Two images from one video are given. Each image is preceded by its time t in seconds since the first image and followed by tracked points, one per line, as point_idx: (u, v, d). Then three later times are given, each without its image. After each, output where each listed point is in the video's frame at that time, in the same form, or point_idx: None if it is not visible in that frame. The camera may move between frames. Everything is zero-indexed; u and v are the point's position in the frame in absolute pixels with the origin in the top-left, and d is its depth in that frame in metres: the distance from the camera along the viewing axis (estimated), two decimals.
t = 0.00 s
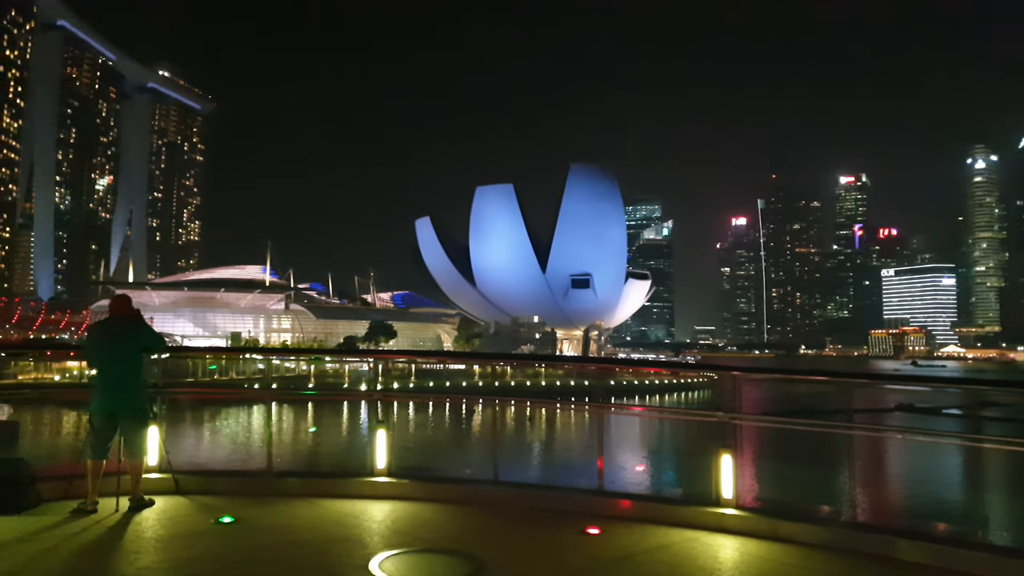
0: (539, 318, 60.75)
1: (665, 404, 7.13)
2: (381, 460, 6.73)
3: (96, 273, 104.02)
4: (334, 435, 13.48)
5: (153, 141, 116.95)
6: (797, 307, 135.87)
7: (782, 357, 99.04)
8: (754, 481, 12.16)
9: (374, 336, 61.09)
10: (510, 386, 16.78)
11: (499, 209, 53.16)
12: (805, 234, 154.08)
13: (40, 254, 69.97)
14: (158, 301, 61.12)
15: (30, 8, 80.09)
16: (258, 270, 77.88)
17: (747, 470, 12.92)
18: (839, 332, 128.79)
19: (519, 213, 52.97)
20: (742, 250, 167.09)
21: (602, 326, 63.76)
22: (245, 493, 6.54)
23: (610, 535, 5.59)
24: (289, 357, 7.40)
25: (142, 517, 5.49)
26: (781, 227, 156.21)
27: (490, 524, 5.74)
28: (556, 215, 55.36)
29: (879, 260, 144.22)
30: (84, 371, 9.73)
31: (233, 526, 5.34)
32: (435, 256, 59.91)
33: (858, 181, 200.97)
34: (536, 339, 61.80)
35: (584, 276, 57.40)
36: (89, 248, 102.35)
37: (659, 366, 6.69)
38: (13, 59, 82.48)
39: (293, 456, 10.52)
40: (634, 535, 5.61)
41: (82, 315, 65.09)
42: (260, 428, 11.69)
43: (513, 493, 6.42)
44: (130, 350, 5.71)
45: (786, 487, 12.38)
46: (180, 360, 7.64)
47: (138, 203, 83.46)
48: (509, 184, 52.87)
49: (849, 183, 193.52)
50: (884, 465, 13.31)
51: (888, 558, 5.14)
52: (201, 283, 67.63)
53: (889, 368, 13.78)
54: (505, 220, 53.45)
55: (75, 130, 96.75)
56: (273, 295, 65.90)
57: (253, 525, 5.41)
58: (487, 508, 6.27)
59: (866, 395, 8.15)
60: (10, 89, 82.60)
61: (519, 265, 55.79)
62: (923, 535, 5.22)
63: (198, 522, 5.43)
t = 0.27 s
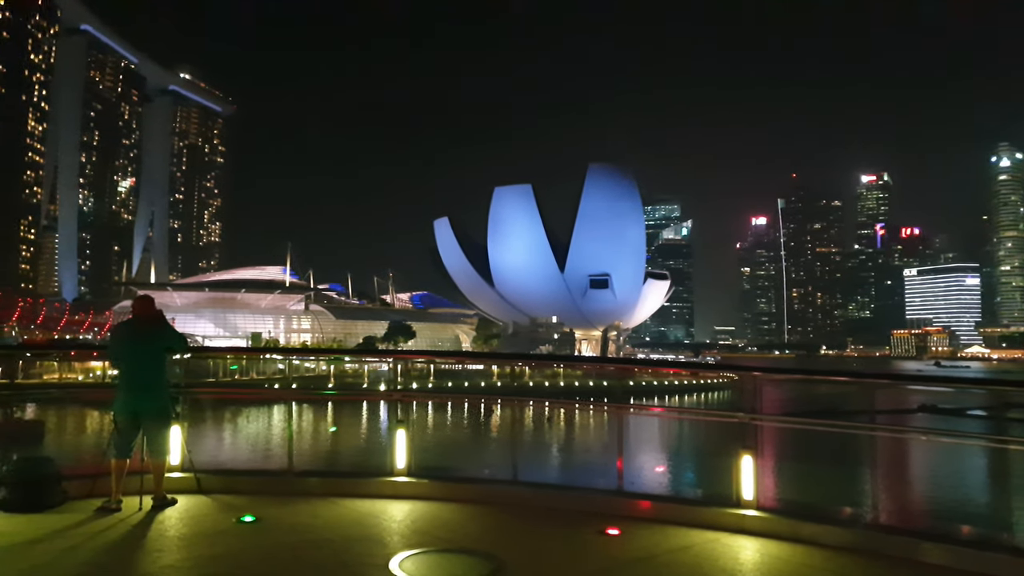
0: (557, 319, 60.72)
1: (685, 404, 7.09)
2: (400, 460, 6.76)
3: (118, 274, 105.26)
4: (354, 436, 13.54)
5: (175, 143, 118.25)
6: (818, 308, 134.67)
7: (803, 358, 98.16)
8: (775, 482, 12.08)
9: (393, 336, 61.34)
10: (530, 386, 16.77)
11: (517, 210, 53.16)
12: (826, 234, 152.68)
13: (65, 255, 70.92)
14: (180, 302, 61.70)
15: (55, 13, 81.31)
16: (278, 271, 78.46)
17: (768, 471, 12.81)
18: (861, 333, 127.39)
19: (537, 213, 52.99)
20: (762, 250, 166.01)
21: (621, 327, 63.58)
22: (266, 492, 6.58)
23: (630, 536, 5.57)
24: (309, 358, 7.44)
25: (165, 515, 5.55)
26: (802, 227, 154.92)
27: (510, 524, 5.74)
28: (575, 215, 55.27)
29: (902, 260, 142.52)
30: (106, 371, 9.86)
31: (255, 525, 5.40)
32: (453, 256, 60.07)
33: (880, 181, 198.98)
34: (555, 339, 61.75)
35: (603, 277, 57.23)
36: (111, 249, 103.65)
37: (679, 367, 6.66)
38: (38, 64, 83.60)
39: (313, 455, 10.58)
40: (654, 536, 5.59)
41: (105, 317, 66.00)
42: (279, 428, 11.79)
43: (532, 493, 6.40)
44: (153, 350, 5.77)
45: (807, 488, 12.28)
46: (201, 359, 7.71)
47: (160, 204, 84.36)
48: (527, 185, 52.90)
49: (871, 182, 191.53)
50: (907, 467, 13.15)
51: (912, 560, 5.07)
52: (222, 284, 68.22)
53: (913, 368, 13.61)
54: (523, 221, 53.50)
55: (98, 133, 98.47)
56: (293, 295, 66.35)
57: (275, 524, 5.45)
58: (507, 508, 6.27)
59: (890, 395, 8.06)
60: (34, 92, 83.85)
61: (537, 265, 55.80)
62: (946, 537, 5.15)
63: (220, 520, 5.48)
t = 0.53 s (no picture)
0: (573, 319, 60.66)
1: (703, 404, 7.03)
2: (418, 460, 6.78)
3: (138, 275, 106.30)
4: (371, 436, 13.63)
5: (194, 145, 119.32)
6: (837, 307, 133.53)
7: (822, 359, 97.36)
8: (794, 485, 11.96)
9: (409, 336, 61.51)
10: (547, 385, 16.75)
11: (534, 210, 53.11)
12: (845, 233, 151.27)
13: (86, 256, 71.67)
14: (199, 303, 62.16)
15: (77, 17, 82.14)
16: (296, 271, 78.88)
17: (787, 473, 12.73)
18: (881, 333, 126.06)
19: (553, 213, 52.95)
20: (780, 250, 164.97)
21: (638, 327, 63.39)
22: (285, 491, 6.62)
23: (648, 537, 5.55)
24: (327, 357, 7.47)
25: (187, 514, 5.61)
26: (821, 226, 153.67)
27: (527, 524, 5.74)
28: (591, 215, 55.16)
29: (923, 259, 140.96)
30: (127, 370, 9.95)
31: (275, 524, 5.44)
32: (470, 257, 60.17)
33: (900, 179, 196.99)
34: (571, 339, 61.63)
35: (619, 276, 57.09)
36: (131, 250, 104.69)
37: (697, 367, 6.62)
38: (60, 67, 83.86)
39: (331, 454, 10.65)
40: (672, 536, 5.57)
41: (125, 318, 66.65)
42: (297, 428, 11.86)
43: (549, 494, 6.39)
44: (175, 350, 5.83)
45: (825, 489, 12.22)
46: (220, 359, 7.77)
47: (179, 205, 85.08)
48: (543, 185, 52.86)
49: (891, 181, 189.55)
50: (928, 468, 13.02)
51: (934, 564, 5.01)
52: (240, 284, 68.66)
53: (933, 368, 13.45)
54: (540, 220, 53.46)
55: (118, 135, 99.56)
56: (310, 295, 66.71)
57: (294, 523, 5.49)
58: (525, 508, 6.28)
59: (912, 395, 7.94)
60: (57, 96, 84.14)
61: (553, 265, 55.77)
62: (969, 540, 5.09)
63: (240, 519, 5.51)
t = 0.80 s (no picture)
0: (590, 319, 60.57)
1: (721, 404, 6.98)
2: (436, 459, 6.80)
3: (158, 276, 107.37)
4: (388, 436, 13.69)
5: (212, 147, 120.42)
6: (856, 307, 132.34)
7: (841, 359, 96.50)
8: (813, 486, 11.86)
9: (426, 337, 61.69)
10: (564, 385, 16.74)
11: (550, 209, 53.08)
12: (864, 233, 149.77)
13: (107, 257, 72.50)
14: (218, 303, 62.68)
15: (99, 20, 83.00)
16: (314, 272, 79.33)
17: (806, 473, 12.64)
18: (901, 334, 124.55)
19: (569, 213, 52.89)
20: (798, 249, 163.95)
21: (655, 327, 63.18)
22: (304, 489, 6.67)
23: (666, 538, 5.53)
24: (345, 357, 7.52)
25: (208, 513, 5.65)
26: (840, 225, 152.42)
27: (546, 525, 5.72)
28: (607, 215, 55.03)
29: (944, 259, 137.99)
30: (147, 369, 10.08)
31: (295, 523, 5.47)
32: (486, 257, 60.25)
33: (920, 178, 194.95)
34: (587, 340, 61.53)
35: (636, 276, 56.91)
36: (151, 251, 105.79)
37: (715, 367, 6.58)
38: (82, 70, 85.56)
39: (349, 453, 10.72)
40: (691, 537, 5.55)
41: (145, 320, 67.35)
42: (315, 427, 11.94)
43: (566, 493, 6.39)
44: (196, 350, 5.88)
45: (846, 491, 12.11)
46: (239, 359, 7.83)
47: (198, 207, 85.79)
48: (560, 185, 52.82)
49: (912, 179, 187.48)
50: (950, 470, 12.87)
51: (958, 566, 4.95)
52: (258, 285, 69.14)
53: (955, 369, 13.30)
54: (556, 220, 53.41)
55: (139, 138, 100.61)
56: (328, 296, 67.12)
57: (313, 521, 5.52)
58: (541, 507, 6.28)
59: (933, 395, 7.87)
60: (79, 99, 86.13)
61: (569, 265, 55.71)
62: (992, 543, 5.03)
63: (260, 519, 5.56)
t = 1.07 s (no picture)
0: (606, 319, 60.42)
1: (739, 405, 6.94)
2: (453, 459, 6.80)
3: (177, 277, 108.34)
4: (406, 436, 13.74)
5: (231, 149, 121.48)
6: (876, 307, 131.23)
7: (862, 359, 95.67)
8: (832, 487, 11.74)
9: (443, 337, 61.84)
10: (581, 386, 16.75)
11: (566, 209, 53.05)
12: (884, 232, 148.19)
13: (127, 258, 73.24)
14: (236, 304, 63.11)
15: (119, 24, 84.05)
16: (331, 272, 79.74)
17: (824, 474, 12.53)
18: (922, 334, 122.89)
19: (586, 213, 52.83)
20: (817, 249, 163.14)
21: (672, 327, 62.90)
22: (321, 489, 6.70)
23: (683, 538, 5.51)
24: (363, 358, 7.54)
25: (228, 512, 5.69)
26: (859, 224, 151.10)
27: (563, 525, 5.74)
28: (624, 214, 54.89)
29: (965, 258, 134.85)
30: (167, 369, 10.17)
31: (313, 523, 5.50)
32: (502, 257, 60.30)
33: (941, 176, 193.12)
34: (604, 340, 61.37)
35: (653, 277, 56.68)
36: (171, 252, 106.78)
37: (732, 368, 6.55)
38: (103, 73, 86.85)
39: (367, 453, 10.78)
40: (709, 538, 5.54)
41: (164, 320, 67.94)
42: (332, 427, 12.00)
43: (582, 494, 6.39)
44: (214, 351, 5.92)
45: (866, 494, 11.97)
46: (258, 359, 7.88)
47: (217, 208, 86.51)
48: (576, 185, 52.78)
49: (934, 177, 185.30)
50: (973, 472, 12.67)
51: (980, 570, 4.89)
52: (276, 285, 69.60)
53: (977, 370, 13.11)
54: (572, 220, 53.35)
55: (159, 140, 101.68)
56: (345, 297, 67.49)
57: (331, 522, 5.54)
58: (559, 508, 6.28)
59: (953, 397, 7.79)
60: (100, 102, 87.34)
61: (585, 265, 55.60)
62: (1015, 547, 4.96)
63: (279, 517, 5.60)
